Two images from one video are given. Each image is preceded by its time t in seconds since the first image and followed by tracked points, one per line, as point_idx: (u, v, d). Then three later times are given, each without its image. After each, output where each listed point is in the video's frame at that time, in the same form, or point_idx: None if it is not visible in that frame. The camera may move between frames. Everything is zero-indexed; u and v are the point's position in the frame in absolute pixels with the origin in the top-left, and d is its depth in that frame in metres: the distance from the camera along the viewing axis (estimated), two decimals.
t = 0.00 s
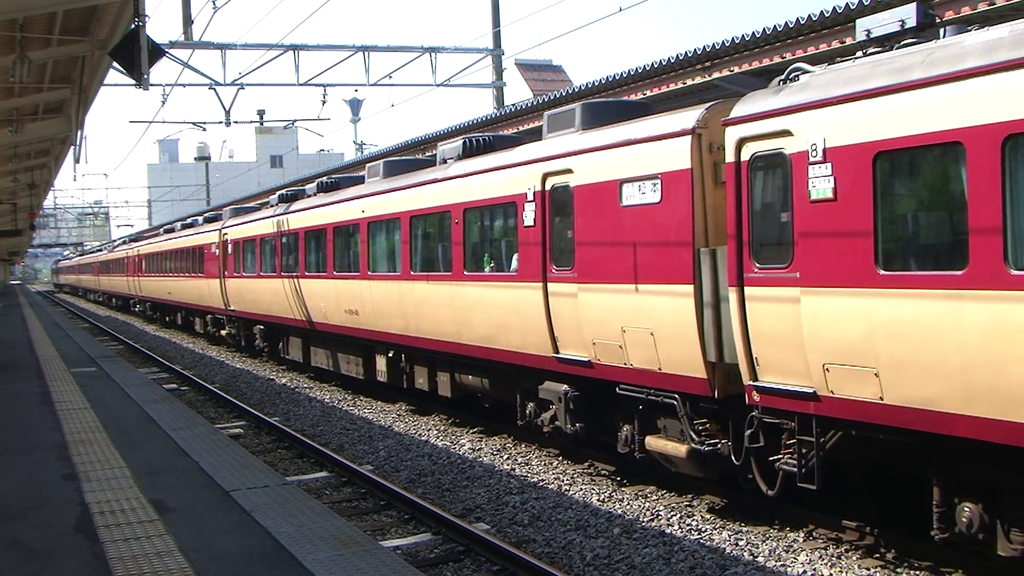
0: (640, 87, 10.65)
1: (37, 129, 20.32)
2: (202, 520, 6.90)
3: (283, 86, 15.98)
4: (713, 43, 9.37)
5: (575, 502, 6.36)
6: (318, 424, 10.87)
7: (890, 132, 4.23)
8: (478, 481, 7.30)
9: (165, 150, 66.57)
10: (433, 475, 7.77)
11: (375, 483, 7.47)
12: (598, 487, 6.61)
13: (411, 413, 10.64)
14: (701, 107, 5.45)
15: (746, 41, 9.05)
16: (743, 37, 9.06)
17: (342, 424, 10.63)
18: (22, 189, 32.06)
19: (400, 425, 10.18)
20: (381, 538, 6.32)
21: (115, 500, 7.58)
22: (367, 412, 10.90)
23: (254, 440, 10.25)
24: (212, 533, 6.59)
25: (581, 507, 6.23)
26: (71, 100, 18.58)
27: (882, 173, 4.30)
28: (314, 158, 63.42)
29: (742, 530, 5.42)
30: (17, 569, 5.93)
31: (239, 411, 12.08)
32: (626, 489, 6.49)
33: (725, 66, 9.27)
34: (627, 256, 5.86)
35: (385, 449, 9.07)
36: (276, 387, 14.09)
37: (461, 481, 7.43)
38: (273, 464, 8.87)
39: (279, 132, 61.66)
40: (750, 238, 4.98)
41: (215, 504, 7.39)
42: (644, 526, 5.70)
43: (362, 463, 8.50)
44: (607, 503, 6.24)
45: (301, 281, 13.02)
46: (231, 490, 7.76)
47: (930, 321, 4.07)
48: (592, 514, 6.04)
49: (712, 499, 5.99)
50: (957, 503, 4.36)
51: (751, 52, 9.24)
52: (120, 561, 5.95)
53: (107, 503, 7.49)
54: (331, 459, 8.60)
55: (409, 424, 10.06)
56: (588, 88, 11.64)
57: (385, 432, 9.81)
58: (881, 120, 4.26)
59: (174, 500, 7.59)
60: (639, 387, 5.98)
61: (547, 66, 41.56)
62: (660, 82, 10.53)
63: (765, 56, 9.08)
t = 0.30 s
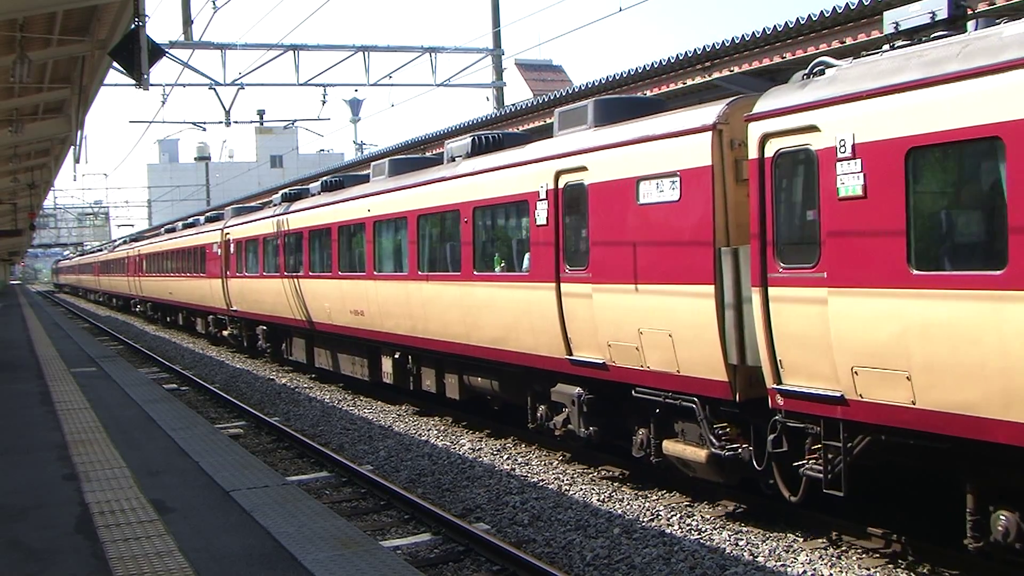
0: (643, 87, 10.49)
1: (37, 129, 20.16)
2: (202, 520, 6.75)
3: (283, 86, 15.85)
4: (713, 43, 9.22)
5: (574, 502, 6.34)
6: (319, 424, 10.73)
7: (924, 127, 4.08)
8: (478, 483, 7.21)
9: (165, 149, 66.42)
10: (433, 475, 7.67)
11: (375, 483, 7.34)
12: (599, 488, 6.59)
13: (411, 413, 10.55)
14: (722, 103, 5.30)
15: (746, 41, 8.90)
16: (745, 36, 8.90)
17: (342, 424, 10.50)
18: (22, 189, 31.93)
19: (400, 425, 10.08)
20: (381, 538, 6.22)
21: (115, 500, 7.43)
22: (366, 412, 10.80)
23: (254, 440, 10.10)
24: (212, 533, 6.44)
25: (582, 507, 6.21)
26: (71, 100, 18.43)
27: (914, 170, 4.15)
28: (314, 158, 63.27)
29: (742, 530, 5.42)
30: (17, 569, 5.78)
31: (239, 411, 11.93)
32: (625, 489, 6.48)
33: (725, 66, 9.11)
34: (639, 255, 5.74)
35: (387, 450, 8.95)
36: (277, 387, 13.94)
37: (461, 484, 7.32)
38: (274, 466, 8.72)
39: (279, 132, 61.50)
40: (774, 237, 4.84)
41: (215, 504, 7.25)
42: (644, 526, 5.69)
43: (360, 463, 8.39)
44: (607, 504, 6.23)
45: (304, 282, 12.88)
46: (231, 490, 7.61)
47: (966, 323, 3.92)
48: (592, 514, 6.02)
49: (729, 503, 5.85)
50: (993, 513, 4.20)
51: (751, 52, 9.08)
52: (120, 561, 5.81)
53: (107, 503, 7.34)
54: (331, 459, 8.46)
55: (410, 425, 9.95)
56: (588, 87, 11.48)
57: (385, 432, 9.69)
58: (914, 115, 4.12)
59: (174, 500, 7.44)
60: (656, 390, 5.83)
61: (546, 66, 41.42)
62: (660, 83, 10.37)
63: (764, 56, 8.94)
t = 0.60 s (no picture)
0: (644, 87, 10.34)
1: (37, 129, 20.01)
2: (202, 520, 6.62)
3: (283, 86, 15.71)
4: (712, 43, 9.06)
5: (574, 502, 6.33)
6: (319, 424, 10.60)
7: (956, 123, 3.95)
8: (479, 484, 7.14)
9: (165, 149, 66.30)
10: (433, 476, 7.59)
11: (375, 483, 7.22)
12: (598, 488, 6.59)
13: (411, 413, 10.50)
14: (742, 98, 5.17)
15: (746, 41, 8.75)
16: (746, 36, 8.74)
17: (342, 424, 10.38)
18: (22, 189, 31.81)
19: (400, 425, 10.00)
20: (381, 538, 6.11)
21: (115, 500, 7.30)
22: (366, 412, 10.73)
23: (254, 440, 9.96)
24: (211, 533, 6.31)
25: (582, 507, 6.19)
26: (71, 100, 18.30)
27: (946, 167, 4.02)
28: (314, 158, 63.14)
29: (742, 530, 5.42)
30: (17, 569, 5.65)
31: (239, 411, 11.79)
32: (626, 489, 6.47)
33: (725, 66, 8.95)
34: (638, 255, 5.77)
35: (388, 450, 8.84)
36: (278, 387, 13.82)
37: (459, 485, 7.23)
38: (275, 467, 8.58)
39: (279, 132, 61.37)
40: (797, 237, 4.71)
41: (214, 504, 7.11)
42: (644, 526, 5.68)
43: (360, 463, 8.28)
44: (606, 504, 6.22)
45: (307, 282, 12.76)
46: (231, 490, 7.48)
47: (1001, 325, 3.77)
48: (592, 514, 6.00)
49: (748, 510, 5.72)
50: None
51: (751, 52, 8.94)
52: (120, 561, 5.68)
53: (107, 503, 7.20)
54: (330, 460, 8.33)
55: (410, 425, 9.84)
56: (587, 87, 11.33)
57: (385, 432, 9.60)
58: (946, 109, 3.98)
59: (174, 500, 7.30)
60: (673, 392, 5.70)
61: (546, 66, 41.28)
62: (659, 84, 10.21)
63: (763, 56, 8.79)
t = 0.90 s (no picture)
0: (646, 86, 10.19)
1: (36, 129, 19.88)
2: (202, 520, 6.50)
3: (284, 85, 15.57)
4: (712, 42, 8.94)
5: (574, 502, 6.30)
6: (319, 424, 10.49)
7: (988, 118, 3.82)
8: (479, 484, 7.07)
9: (165, 149, 66.18)
10: (433, 476, 7.49)
11: (375, 483, 7.10)
12: (598, 488, 6.58)
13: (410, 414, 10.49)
14: (761, 94, 5.04)
15: (746, 41, 8.63)
16: (746, 36, 8.62)
17: (342, 425, 10.27)
18: (23, 189, 31.69)
19: (399, 425, 9.93)
20: (381, 539, 6.00)
21: (115, 500, 7.18)
22: (365, 412, 10.67)
23: (254, 440, 9.84)
24: (211, 533, 6.19)
25: (582, 508, 6.16)
26: (71, 100, 18.18)
27: (979, 163, 3.89)
28: (314, 159, 63.01)
29: (742, 530, 5.43)
30: (17, 570, 5.54)
31: (239, 411, 11.68)
32: (626, 489, 6.50)
33: (726, 66, 8.84)
34: (655, 255, 5.64)
35: (388, 450, 8.72)
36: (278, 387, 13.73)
37: (458, 486, 7.12)
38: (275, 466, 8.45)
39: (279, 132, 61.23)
40: (820, 235, 4.59)
41: (214, 504, 6.99)
42: (644, 526, 5.69)
43: (361, 463, 8.17)
44: (605, 505, 6.21)
45: (309, 282, 12.66)
46: (231, 490, 7.36)
47: None
48: (592, 514, 6.00)
49: (763, 517, 5.58)
50: None
51: (751, 52, 8.82)
52: (120, 561, 5.56)
53: (107, 503, 7.08)
54: (331, 459, 8.21)
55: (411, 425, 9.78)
56: (587, 88, 11.21)
57: (386, 432, 9.49)
58: (977, 103, 3.86)
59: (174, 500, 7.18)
60: (688, 394, 5.58)
61: (547, 66, 41.16)
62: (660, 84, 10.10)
63: (763, 57, 8.68)
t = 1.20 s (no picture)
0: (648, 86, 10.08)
1: (37, 129, 19.77)
2: (202, 520, 6.39)
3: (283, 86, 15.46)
4: (712, 42, 8.83)
5: (575, 502, 6.23)
6: (320, 425, 10.39)
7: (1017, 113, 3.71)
8: (479, 484, 6.97)
9: (165, 149, 66.06)
10: (433, 476, 7.39)
11: (375, 482, 7.00)
12: (599, 488, 6.53)
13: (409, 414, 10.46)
14: (778, 90, 4.93)
15: (746, 41, 8.53)
16: (745, 36, 8.52)
17: (343, 424, 10.17)
18: (23, 189, 31.57)
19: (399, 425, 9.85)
20: (381, 539, 5.89)
21: (115, 500, 7.07)
22: (365, 412, 10.59)
23: (254, 440, 9.74)
24: (211, 532, 6.09)
25: (583, 508, 6.10)
26: (71, 100, 18.08)
27: (1008, 159, 3.78)
28: (314, 159, 62.89)
29: (742, 530, 5.41)
30: (16, 570, 5.43)
31: (239, 411, 11.57)
32: (626, 490, 6.44)
33: (726, 66, 8.73)
34: (669, 254, 5.53)
35: (388, 449, 8.62)
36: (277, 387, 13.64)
37: (459, 485, 7.02)
38: (275, 466, 8.35)
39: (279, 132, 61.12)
40: (841, 235, 4.48)
41: (214, 504, 6.88)
42: (644, 525, 5.65)
43: (361, 463, 8.07)
44: (606, 504, 6.16)
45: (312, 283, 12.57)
46: (231, 490, 7.25)
47: None
48: (592, 514, 5.93)
49: (780, 522, 5.47)
50: None
51: (751, 52, 8.71)
52: (120, 561, 5.45)
53: (106, 503, 6.97)
54: (331, 459, 8.10)
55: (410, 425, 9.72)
56: (587, 88, 11.10)
57: (386, 432, 9.40)
58: (1006, 98, 3.75)
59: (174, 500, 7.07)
60: (703, 397, 5.47)
61: (546, 66, 41.04)
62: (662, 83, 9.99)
63: (763, 57, 8.57)
